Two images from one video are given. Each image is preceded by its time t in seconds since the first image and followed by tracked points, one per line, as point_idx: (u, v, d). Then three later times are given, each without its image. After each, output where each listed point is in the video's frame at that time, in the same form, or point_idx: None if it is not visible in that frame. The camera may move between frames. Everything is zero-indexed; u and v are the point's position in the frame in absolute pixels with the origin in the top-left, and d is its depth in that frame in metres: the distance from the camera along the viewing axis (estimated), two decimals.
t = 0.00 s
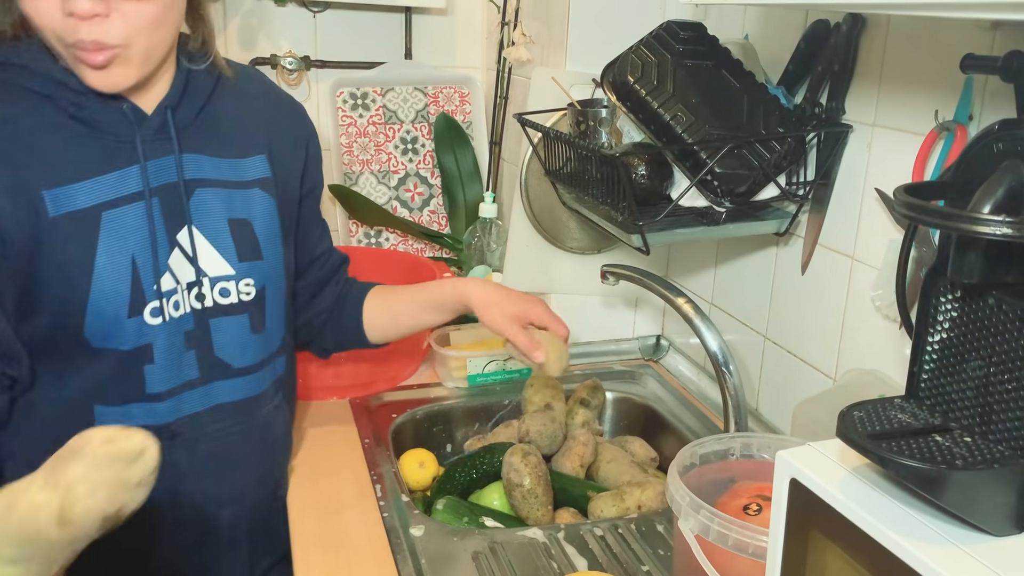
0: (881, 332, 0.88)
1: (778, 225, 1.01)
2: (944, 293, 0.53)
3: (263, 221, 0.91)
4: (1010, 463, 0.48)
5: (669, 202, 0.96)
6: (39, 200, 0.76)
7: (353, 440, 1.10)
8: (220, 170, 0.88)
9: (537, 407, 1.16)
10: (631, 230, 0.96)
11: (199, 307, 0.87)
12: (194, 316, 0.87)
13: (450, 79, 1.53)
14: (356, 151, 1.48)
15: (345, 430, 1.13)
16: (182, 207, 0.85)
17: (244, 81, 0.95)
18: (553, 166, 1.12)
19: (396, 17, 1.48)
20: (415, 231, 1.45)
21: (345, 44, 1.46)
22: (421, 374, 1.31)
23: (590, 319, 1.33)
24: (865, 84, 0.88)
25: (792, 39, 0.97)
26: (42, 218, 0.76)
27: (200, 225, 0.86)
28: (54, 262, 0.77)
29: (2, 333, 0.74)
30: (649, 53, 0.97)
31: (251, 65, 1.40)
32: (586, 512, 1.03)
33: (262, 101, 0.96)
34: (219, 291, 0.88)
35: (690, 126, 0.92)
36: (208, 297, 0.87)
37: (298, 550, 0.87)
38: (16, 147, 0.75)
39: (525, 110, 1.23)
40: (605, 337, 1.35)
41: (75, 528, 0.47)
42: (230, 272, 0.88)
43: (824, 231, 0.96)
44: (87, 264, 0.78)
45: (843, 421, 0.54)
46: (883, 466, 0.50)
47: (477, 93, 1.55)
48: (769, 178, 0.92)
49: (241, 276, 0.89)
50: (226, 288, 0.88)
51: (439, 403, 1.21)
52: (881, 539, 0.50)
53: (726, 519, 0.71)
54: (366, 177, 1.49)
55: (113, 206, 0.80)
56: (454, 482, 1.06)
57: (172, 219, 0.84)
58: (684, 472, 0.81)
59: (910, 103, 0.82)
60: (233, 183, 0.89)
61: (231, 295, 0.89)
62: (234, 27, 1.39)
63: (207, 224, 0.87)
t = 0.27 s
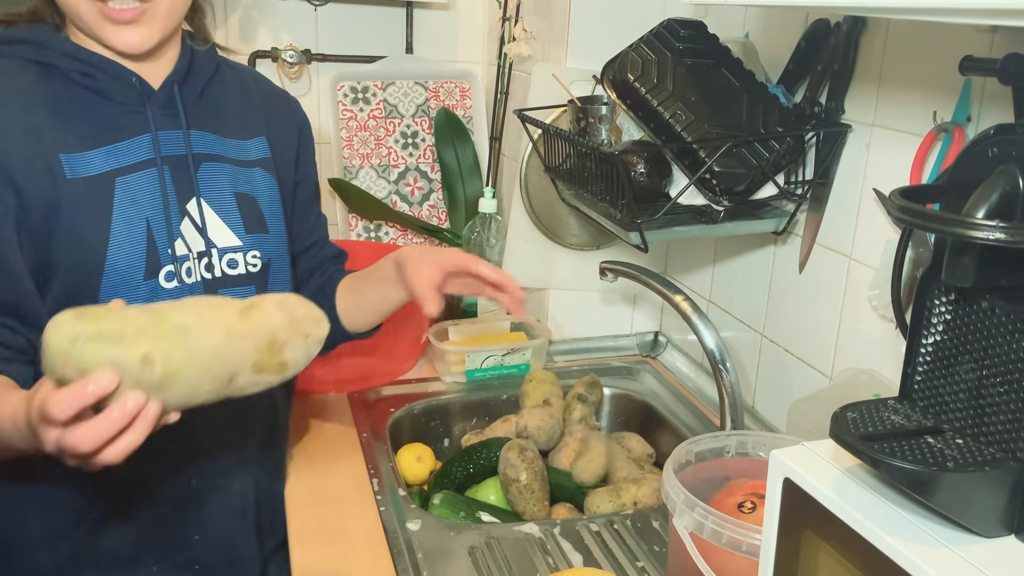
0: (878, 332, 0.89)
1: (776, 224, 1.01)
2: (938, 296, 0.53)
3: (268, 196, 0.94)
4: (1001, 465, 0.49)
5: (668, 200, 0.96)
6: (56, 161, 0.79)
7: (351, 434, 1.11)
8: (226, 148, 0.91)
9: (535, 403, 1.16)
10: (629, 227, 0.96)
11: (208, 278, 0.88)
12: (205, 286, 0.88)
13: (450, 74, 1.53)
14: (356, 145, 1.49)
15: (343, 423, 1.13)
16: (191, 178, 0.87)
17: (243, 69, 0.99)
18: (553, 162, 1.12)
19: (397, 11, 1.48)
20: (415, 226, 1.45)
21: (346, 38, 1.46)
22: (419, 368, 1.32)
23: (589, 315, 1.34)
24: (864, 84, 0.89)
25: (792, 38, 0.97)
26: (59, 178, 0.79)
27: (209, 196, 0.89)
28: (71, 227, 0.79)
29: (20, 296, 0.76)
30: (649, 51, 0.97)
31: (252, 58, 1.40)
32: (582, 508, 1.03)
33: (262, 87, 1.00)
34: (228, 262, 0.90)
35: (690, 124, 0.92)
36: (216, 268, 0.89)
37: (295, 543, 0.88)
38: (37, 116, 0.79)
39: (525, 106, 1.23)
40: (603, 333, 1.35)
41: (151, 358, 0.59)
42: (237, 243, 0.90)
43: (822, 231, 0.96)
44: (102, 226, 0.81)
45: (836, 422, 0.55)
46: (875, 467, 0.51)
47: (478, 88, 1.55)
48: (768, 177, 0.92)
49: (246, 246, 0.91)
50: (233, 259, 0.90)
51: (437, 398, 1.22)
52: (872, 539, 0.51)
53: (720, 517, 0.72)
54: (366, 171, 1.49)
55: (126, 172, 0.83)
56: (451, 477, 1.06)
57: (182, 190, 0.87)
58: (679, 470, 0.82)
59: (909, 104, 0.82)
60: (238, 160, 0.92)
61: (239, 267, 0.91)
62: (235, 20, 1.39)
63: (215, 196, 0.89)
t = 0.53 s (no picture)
0: (878, 332, 0.89)
1: (777, 224, 1.01)
2: (939, 297, 0.53)
3: (262, 197, 0.91)
4: (1001, 468, 0.49)
5: (669, 199, 0.96)
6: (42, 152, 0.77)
7: (352, 432, 1.11)
8: (219, 146, 0.89)
9: (535, 402, 1.16)
10: (630, 226, 0.96)
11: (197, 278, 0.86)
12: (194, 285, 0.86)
13: (452, 73, 1.53)
14: (358, 143, 1.49)
15: (345, 422, 1.13)
16: (177, 175, 0.85)
17: (241, 68, 0.96)
18: (554, 161, 1.12)
19: (399, 10, 1.47)
20: (416, 225, 1.45)
21: (347, 36, 1.46)
22: (420, 367, 1.32)
23: (589, 313, 1.34)
24: (866, 85, 0.89)
25: (795, 38, 0.97)
26: (40, 168, 0.77)
27: (197, 194, 0.86)
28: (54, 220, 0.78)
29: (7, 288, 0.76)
30: (651, 51, 0.97)
31: (253, 56, 1.40)
32: (583, 507, 1.03)
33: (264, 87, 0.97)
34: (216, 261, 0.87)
35: (691, 125, 0.92)
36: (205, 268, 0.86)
37: (295, 541, 0.88)
38: (25, 105, 0.77)
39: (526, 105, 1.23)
40: (604, 332, 1.35)
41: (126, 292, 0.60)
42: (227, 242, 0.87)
43: (824, 231, 0.96)
44: (83, 219, 0.79)
45: (837, 424, 0.55)
46: (875, 469, 0.51)
47: (479, 87, 1.55)
48: (769, 177, 0.92)
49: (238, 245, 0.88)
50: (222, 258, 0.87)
51: (438, 396, 1.22)
52: (871, 540, 0.51)
53: (720, 517, 0.72)
54: (367, 170, 1.50)
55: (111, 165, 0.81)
56: (452, 475, 1.07)
57: (168, 185, 0.84)
58: (680, 470, 0.82)
59: (911, 105, 0.82)
60: (231, 159, 0.89)
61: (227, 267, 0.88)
62: (237, 19, 1.39)
63: (204, 195, 0.86)
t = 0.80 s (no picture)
0: (883, 335, 0.88)
1: (780, 227, 1.01)
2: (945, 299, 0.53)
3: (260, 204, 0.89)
4: (1009, 470, 0.48)
5: (672, 203, 0.96)
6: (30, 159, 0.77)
7: (355, 436, 1.11)
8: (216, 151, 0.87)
9: (539, 405, 1.16)
10: (634, 229, 0.95)
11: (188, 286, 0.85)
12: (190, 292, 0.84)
13: (454, 77, 1.53)
14: (360, 148, 1.49)
15: (348, 427, 1.13)
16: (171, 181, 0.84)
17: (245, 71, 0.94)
18: (556, 165, 1.12)
19: (401, 14, 1.48)
20: (419, 229, 1.45)
21: (349, 41, 1.46)
22: (423, 371, 1.31)
23: (593, 317, 1.33)
24: (868, 88, 0.89)
25: (797, 40, 0.97)
26: (30, 173, 0.77)
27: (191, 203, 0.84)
28: (41, 225, 0.77)
29: None
30: (654, 54, 0.97)
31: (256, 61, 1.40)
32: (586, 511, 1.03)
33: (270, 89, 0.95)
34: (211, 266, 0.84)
35: (694, 128, 0.92)
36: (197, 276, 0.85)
37: (299, 547, 0.88)
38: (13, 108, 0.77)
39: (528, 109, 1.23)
40: (607, 335, 1.35)
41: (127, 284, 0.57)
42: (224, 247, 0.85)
43: (827, 233, 0.96)
44: (72, 227, 0.78)
45: (843, 426, 0.55)
46: (882, 472, 0.51)
47: (481, 91, 1.55)
48: (772, 180, 0.92)
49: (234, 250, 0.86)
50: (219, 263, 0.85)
51: (441, 401, 1.22)
52: (878, 543, 0.51)
53: (725, 521, 0.72)
54: (369, 174, 1.50)
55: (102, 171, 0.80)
56: (455, 480, 1.06)
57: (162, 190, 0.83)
58: (684, 473, 0.82)
59: (914, 107, 0.82)
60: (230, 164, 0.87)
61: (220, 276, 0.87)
62: (239, 24, 1.39)
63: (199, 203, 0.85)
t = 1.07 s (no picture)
0: (890, 348, 0.88)
1: (787, 240, 1.01)
2: (955, 312, 0.53)
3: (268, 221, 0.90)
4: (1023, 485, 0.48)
5: (678, 216, 0.96)
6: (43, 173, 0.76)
7: (361, 451, 1.10)
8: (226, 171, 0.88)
9: (545, 419, 1.16)
10: (640, 243, 0.95)
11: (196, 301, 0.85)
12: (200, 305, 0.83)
13: (458, 92, 1.53)
14: (365, 162, 1.49)
15: (353, 442, 1.13)
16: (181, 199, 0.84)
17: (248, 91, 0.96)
18: (562, 178, 1.12)
19: (406, 30, 1.49)
20: (425, 243, 1.45)
21: (355, 56, 1.47)
22: (428, 386, 1.31)
23: (598, 330, 1.33)
24: (874, 101, 0.89)
25: (803, 54, 0.97)
26: (44, 188, 0.75)
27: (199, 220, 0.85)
28: (51, 236, 0.76)
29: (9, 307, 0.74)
30: (659, 68, 0.97)
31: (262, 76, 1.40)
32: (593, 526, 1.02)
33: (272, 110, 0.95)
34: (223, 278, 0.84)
35: (700, 141, 0.92)
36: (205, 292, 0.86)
37: (304, 563, 0.87)
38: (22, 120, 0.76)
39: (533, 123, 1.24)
40: (613, 349, 1.34)
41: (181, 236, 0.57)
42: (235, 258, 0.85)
43: (834, 246, 0.96)
44: (86, 241, 0.77)
45: (854, 441, 0.54)
46: (894, 487, 0.50)
47: (486, 106, 1.55)
48: (778, 194, 0.92)
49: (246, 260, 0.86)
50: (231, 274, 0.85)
51: (447, 415, 1.21)
52: (891, 559, 0.50)
53: (734, 536, 0.71)
54: (375, 189, 1.49)
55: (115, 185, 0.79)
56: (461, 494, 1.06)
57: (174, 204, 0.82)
58: (692, 488, 0.81)
59: (920, 120, 0.82)
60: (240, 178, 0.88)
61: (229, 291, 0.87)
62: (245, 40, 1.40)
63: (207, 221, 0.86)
